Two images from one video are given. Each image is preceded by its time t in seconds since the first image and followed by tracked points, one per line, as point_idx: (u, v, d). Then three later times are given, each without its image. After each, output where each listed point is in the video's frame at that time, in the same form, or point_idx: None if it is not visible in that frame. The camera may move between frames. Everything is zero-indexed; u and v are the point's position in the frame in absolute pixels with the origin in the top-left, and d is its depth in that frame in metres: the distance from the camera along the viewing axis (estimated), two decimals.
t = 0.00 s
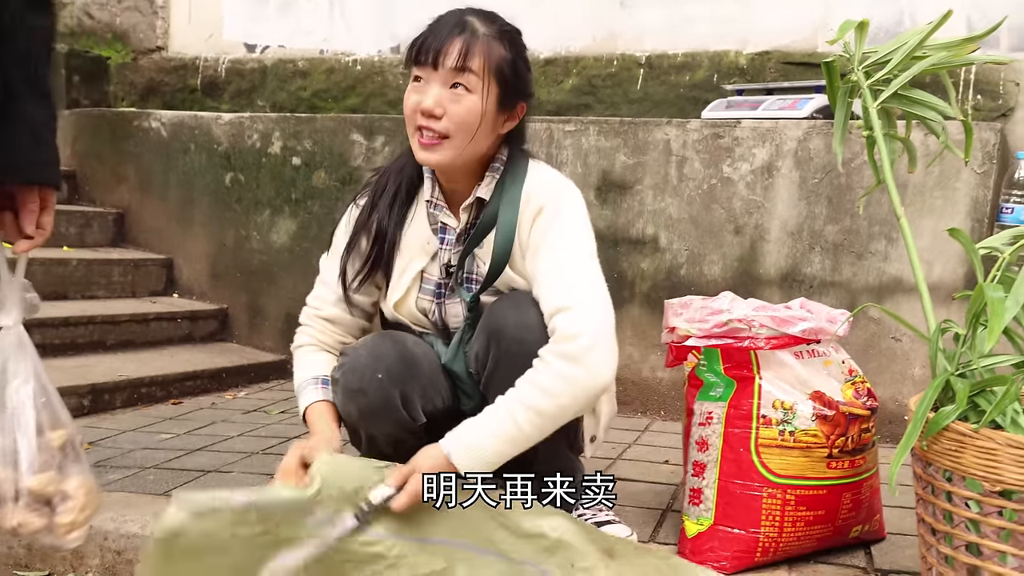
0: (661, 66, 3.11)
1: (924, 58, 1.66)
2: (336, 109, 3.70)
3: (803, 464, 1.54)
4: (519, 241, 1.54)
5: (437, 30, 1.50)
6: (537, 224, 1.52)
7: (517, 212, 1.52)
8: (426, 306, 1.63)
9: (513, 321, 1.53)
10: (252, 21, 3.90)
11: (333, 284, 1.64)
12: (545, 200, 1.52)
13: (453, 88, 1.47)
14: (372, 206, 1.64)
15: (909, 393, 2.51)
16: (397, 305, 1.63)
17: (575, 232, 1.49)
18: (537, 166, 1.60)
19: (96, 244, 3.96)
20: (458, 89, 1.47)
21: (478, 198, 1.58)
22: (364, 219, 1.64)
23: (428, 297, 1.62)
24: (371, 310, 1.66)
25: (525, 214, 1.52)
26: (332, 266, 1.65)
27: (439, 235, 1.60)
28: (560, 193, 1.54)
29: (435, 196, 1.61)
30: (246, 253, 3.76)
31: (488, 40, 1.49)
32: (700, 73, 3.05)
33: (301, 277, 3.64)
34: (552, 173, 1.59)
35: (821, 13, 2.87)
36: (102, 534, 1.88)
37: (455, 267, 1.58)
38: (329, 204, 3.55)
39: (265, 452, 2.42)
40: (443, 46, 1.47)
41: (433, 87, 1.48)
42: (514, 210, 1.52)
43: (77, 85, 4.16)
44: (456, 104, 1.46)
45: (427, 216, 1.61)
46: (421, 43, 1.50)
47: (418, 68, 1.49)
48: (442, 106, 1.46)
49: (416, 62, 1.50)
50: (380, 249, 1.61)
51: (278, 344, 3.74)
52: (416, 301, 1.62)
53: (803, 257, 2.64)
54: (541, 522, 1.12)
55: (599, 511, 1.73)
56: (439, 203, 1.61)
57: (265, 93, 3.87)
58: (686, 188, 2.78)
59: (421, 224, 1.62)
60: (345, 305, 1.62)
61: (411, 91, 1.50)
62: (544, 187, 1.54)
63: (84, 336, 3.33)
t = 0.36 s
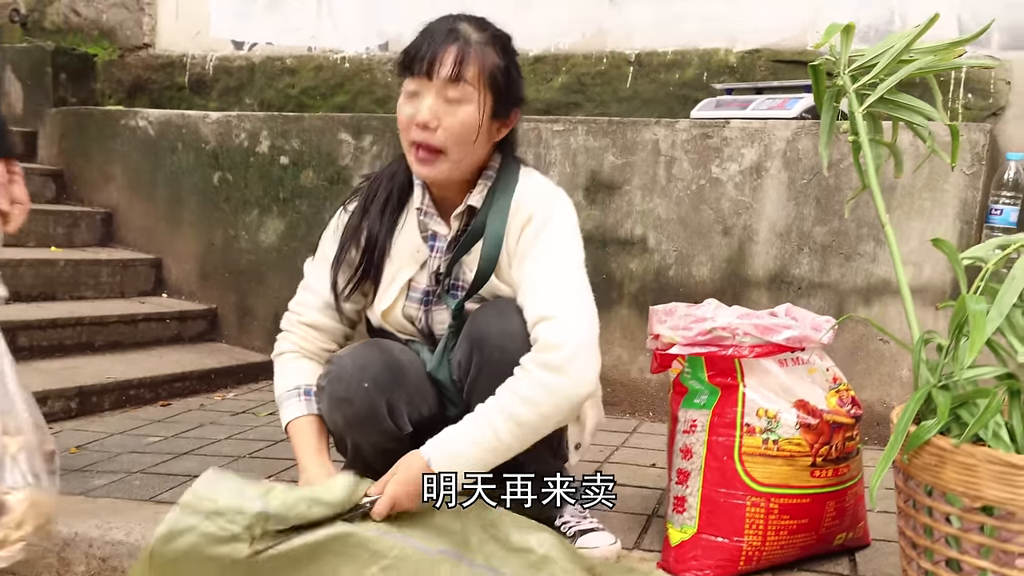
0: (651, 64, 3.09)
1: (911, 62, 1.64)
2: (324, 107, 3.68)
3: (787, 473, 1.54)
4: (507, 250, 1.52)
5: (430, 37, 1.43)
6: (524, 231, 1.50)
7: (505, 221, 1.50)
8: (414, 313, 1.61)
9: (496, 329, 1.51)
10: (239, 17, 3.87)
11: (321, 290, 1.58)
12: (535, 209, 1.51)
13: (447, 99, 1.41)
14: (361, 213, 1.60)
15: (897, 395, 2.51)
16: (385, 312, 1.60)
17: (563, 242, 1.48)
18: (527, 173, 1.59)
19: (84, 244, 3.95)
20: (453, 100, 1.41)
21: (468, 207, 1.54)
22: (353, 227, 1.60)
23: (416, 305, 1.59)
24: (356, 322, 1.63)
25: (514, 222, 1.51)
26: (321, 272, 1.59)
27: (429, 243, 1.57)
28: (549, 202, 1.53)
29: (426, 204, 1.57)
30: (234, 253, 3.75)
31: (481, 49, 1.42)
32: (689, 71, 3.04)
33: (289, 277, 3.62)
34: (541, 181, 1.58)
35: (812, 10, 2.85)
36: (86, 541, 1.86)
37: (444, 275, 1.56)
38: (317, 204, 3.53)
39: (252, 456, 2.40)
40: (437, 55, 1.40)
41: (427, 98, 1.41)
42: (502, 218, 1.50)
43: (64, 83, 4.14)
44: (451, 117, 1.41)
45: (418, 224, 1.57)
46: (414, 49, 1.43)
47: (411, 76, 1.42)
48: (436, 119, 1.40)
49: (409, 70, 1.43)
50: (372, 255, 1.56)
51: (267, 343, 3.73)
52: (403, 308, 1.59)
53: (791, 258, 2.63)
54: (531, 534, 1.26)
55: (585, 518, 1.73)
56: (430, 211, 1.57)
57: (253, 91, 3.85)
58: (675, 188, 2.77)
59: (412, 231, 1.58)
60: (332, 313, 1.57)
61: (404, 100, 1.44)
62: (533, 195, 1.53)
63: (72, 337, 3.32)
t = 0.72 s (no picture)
0: (644, 61, 3.05)
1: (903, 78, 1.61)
2: (314, 105, 3.65)
3: (770, 498, 1.51)
4: (485, 272, 1.50)
5: (361, 107, 1.35)
6: (503, 253, 1.47)
7: (485, 244, 1.47)
8: (393, 342, 1.58)
9: (479, 352, 1.47)
10: (229, 14, 3.83)
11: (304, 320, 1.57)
12: (513, 230, 1.48)
13: (403, 166, 1.35)
14: (339, 241, 1.57)
15: (888, 403, 2.51)
16: (366, 341, 1.58)
17: (542, 265, 1.45)
18: (504, 194, 1.56)
19: (79, 245, 3.94)
20: (409, 164, 1.35)
21: (443, 235, 1.51)
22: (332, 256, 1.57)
23: (394, 333, 1.57)
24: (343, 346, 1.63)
25: (492, 243, 1.48)
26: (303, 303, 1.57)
27: (406, 272, 1.54)
28: (527, 224, 1.50)
29: (401, 235, 1.55)
30: (227, 254, 3.72)
31: (416, 98, 1.35)
32: (683, 69, 3.00)
33: (281, 279, 3.60)
34: (519, 201, 1.56)
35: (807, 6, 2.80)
36: (83, 555, 1.85)
37: (421, 302, 1.53)
38: (308, 205, 3.50)
39: (245, 465, 2.38)
40: (376, 130, 1.33)
41: (383, 172, 1.36)
42: (482, 242, 1.47)
43: (54, 82, 4.20)
44: (413, 180, 1.37)
45: (394, 255, 1.55)
46: (353, 123, 1.35)
47: (359, 153, 1.36)
48: (401, 188, 1.37)
49: (353, 147, 1.36)
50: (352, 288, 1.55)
51: (261, 344, 3.71)
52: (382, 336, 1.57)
53: (783, 265, 2.60)
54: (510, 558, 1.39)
55: (568, 537, 1.68)
56: (405, 242, 1.55)
57: (243, 89, 3.82)
58: (666, 192, 2.74)
59: (389, 261, 1.56)
60: (316, 343, 1.56)
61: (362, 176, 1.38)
62: (510, 217, 1.50)
63: (69, 341, 3.30)
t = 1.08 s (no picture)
0: (648, 14, 2.98)
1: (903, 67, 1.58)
2: (313, 55, 3.60)
3: (757, 481, 1.57)
4: (468, 264, 1.53)
5: (343, 105, 1.38)
6: (488, 244, 1.50)
7: (466, 237, 1.50)
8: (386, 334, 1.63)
9: (471, 346, 1.52)
10: None
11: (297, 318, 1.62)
12: (496, 221, 1.50)
13: (386, 162, 1.40)
14: (320, 241, 1.59)
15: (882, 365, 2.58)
16: (360, 335, 1.62)
17: (533, 253, 1.50)
18: (477, 180, 1.58)
19: (79, 197, 3.95)
20: (392, 161, 1.40)
21: (423, 233, 1.54)
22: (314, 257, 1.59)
23: (387, 326, 1.61)
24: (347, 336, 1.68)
25: (476, 234, 1.50)
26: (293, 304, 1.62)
27: (390, 270, 1.56)
28: (507, 212, 1.53)
29: (381, 234, 1.56)
30: (229, 206, 3.74)
31: (398, 97, 1.40)
32: (689, 22, 2.93)
33: (285, 233, 3.64)
34: (492, 186, 1.58)
35: None
36: (103, 523, 1.89)
37: (410, 299, 1.56)
38: (308, 162, 3.53)
39: (256, 428, 2.44)
40: (360, 127, 1.37)
41: (365, 168, 1.40)
42: (463, 234, 1.50)
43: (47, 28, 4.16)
44: (395, 177, 1.42)
45: (376, 254, 1.57)
46: (334, 120, 1.38)
47: (340, 150, 1.40)
48: (383, 184, 1.41)
49: (335, 143, 1.39)
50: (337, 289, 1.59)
51: (265, 295, 3.76)
52: (375, 330, 1.61)
53: (783, 229, 2.63)
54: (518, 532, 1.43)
55: (565, 507, 1.72)
56: (386, 241, 1.56)
57: (240, 37, 3.77)
58: (668, 154, 2.74)
59: (371, 258, 1.58)
60: (318, 342, 1.63)
61: (341, 170, 1.42)
62: (489, 208, 1.52)
63: (78, 299, 3.36)
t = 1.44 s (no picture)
0: None
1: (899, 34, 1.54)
2: None
3: (747, 438, 1.65)
4: (473, 233, 1.55)
5: (367, 97, 1.36)
6: (492, 213, 1.52)
7: (469, 208, 1.52)
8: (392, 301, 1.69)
9: (475, 315, 1.58)
10: None
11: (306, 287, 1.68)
12: (499, 191, 1.52)
13: (411, 149, 1.41)
14: (325, 216, 1.62)
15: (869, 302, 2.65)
16: (367, 305, 1.68)
17: (536, 221, 1.51)
18: (478, 148, 1.58)
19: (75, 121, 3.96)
20: (417, 147, 1.42)
21: (428, 206, 1.58)
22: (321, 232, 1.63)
23: (393, 294, 1.67)
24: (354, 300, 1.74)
25: (479, 205, 1.52)
26: (302, 275, 1.67)
27: (395, 240, 1.61)
28: (509, 180, 1.53)
29: (385, 206, 1.60)
30: (226, 132, 3.75)
31: (419, 82, 1.40)
32: None
33: (285, 160, 3.64)
34: (493, 154, 1.58)
35: None
36: (120, 472, 2.00)
37: (415, 269, 1.62)
38: (307, 87, 3.47)
39: (263, 368, 2.54)
40: (390, 119, 1.37)
41: (390, 158, 1.41)
42: (467, 206, 1.52)
43: None
44: (420, 162, 1.43)
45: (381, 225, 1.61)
46: (357, 111, 1.37)
47: (364, 141, 1.39)
48: (408, 170, 1.43)
49: (359, 135, 1.39)
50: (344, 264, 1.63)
51: (266, 222, 3.81)
52: (381, 298, 1.67)
53: (778, 167, 2.66)
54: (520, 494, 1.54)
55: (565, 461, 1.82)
56: (391, 213, 1.60)
57: None
58: (667, 90, 2.74)
59: (375, 229, 1.62)
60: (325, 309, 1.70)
61: (364, 159, 1.42)
62: (492, 177, 1.53)
63: (77, 230, 3.40)
